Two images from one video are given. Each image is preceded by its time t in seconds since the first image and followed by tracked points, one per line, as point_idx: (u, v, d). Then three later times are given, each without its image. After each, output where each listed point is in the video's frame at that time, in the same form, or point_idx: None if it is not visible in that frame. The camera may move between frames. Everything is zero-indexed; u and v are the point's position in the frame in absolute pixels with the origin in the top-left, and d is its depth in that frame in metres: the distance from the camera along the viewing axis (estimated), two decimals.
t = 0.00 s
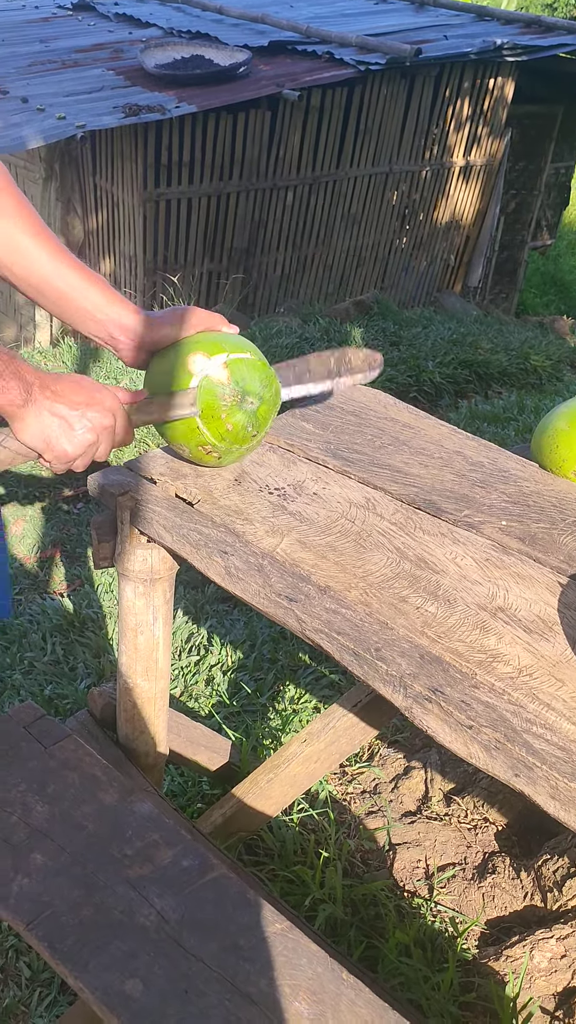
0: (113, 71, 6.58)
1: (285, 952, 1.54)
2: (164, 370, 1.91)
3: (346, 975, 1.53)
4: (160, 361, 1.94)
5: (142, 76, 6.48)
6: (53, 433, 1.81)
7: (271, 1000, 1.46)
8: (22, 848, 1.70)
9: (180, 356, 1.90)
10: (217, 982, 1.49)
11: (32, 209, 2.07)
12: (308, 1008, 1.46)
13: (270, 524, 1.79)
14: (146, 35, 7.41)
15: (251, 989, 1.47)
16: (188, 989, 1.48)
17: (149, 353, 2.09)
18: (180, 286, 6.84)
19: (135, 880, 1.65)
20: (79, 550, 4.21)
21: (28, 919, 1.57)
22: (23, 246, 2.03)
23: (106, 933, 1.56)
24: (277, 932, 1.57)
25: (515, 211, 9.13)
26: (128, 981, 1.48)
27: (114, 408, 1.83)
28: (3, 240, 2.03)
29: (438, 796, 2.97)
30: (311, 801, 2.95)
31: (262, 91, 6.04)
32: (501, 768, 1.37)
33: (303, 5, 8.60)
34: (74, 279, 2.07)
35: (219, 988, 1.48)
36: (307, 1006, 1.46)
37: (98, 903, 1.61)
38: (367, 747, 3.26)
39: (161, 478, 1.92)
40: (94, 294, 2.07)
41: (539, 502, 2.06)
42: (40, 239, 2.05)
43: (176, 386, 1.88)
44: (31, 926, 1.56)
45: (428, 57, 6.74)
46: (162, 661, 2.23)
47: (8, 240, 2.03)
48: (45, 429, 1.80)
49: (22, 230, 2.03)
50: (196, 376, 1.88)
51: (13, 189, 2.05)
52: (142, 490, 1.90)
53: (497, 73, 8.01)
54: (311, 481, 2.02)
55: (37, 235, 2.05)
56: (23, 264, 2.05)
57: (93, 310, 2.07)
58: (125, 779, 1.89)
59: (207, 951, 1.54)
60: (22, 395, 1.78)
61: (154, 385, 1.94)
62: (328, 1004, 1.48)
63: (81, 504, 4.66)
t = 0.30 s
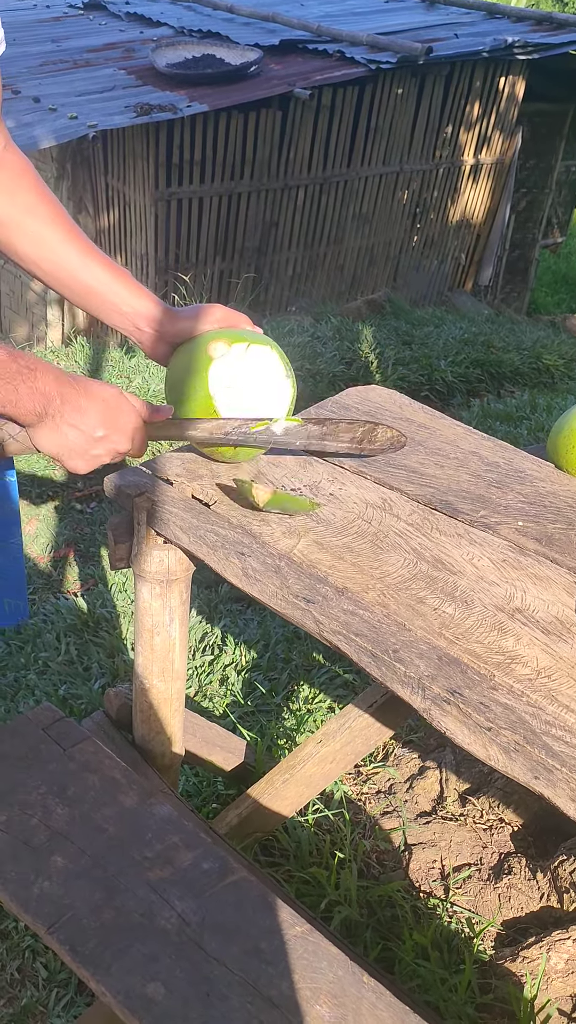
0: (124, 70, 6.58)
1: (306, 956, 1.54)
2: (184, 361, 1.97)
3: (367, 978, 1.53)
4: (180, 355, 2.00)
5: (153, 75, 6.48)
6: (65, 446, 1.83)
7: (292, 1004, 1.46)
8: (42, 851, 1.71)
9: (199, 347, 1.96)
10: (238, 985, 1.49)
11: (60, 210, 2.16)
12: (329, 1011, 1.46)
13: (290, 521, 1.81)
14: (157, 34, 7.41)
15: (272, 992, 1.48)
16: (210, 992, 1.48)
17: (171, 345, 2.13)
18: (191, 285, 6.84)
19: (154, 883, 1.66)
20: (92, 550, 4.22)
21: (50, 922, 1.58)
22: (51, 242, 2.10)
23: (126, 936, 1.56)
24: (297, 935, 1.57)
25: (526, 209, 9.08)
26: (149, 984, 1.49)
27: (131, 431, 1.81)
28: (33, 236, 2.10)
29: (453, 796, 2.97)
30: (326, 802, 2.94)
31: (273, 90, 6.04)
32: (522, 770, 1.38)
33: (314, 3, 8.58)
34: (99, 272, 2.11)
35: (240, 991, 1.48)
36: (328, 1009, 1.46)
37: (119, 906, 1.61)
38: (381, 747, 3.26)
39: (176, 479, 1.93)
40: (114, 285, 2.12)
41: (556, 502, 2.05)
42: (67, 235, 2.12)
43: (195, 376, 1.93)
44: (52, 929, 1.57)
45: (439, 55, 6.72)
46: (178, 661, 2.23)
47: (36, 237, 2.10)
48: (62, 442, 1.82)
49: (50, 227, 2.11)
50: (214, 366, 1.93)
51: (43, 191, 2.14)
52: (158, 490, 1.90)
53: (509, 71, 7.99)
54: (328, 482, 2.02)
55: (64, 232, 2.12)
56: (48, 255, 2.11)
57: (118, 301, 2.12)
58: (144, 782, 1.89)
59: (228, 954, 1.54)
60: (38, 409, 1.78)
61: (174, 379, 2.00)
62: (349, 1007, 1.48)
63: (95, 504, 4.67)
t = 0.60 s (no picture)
0: (126, 73, 6.59)
1: (306, 962, 1.54)
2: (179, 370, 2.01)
3: (367, 985, 1.53)
4: (176, 363, 2.03)
5: (155, 78, 6.48)
6: (57, 425, 1.83)
7: (292, 1010, 1.46)
8: (43, 856, 1.71)
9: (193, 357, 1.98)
10: (238, 991, 1.49)
11: (56, 219, 2.16)
12: (329, 1017, 1.46)
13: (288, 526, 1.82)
14: (159, 37, 7.43)
15: (272, 998, 1.48)
16: (209, 998, 1.48)
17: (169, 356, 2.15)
18: (194, 288, 6.84)
19: (155, 888, 1.66)
20: (94, 554, 4.23)
21: (50, 928, 1.58)
22: (47, 252, 2.11)
23: (127, 942, 1.56)
24: (297, 942, 1.57)
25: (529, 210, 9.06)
26: (149, 991, 1.49)
27: (111, 383, 1.84)
28: (29, 246, 2.10)
29: (455, 800, 2.96)
30: (327, 806, 2.94)
31: (275, 93, 6.04)
32: (523, 776, 1.37)
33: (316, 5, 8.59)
34: (97, 284, 2.13)
35: (240, 998, 1.48)
36: (328, 1015, 1.47)
37: (119, 912, 1.61)
38: (383, 751, 3.26)
39: (177, 483, 1.94)
40: (112, 295, 2.13)
41: (556, 506, 2.05)
42: (63, 246, 2.13)
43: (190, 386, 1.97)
44: (52, 935, 1.57)
45: (441, 56, 6.72)
46: (180, 666, 2.24)
47: (33, 247, 2.10)
48: (50, 423, 1.83)
49: (47, 237, 2.11)
50: (209, 376, 1.96)
51: (39, 200, 2.14)
52: (160, 496, 1.90)
53: (511, 72, 7.99)
54: (328, 487, 2.02)
55: (61, 243, 2.13)
56: (45, 265, 2.11)
57: (114, 312, 2.13)
58: (144, 787, 1.89)
59: (228, 961, 1.54)
60: (13, 396, 1.78)
61: (170, 389, 2.04)
62: (350, 1013, 1.48)
63: (97, 508, 4.68)
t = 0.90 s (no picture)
0: (125, 74, 6.60)
1: (300, 962, 1.54)
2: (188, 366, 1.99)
3: (362, 984, 1.53)
4: (186, 360, 2.01)
5: (155, 79, 6.49)
6: (65, 397, 1.88)
7: (286, 1010, 1.46)
8: (38, 856, 1.72)
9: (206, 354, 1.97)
10: (233, 991, 1.49)
11: (57, 214, 2.16)
12: (323, 1017, 1.46)
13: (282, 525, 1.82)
14: (159, 38, 7.44)
15: (266, 998, 1.48)
16: (204, 998, 1.48)
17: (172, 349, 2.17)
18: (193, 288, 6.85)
19: (150, 888, 1.66)
20: (93, 554, 4.23)
21: (45, 927, 1.59)
22: (50, 248, 2.11)
23: (122, 942, 1.57)
24: (292, 941, 1.57)
25: (528, 209, 9.07)
26: (144, 990, 1.49)
27: (109, 349, 1.89)
28: (32, 243, 2.10)
29: (453, 800, 2.97)
30: (325, 806, 2.95)
31: (274, 94, 6.04)
32: (517, 776, 1.37)
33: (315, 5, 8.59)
34: (101, 277, 2.13)
35: (235, 997, 1.48)
36: (322, 1015, 1.47)
37: (114, 911, 1.62)
38: (381, 751, 3.26)
39: (174, 484, 1.95)
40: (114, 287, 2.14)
41: (552, 505, 2.06)
42: (66, 241, 2.13)
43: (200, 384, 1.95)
44: (48, 935, 1.57)
45: (440, 56, 6.72)
46: (177, 666, 2.24)
47: (36, 244, 2.10)
48: (59, 398, 1.87)
49: (50, 233, 2.12)
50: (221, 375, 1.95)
51: (40, 197, 2.14)
52: (156, 496, 1.89)
53: (510, 72, 7.99)
54: (325, 487, 2.02)
55: (63, 238, 2.13)
56: (47, 260, 2.12)
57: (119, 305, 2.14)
58: (140, 787, 1.89)
59: (223, 961, 1.54)
60: (19, 375, 1.82)
61: (177, 385, 2.02)
62: (344, 1012, 1.48)
63: (96, 508, 4.68)
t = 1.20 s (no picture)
0: (125, 75, 6.60)
1: (298, 961, 1.54)
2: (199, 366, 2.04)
3: (359, 984, 1.53)
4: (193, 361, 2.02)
5: (154, 80, 6.50)
6: (78, 438, 1.82)
7: (284, 1010, 1.46)
8: (36, 855, 1.71)
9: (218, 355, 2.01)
10: (230, 990, 1.49)
11: (68, 211, 2.16)
12: (320, 1016, 1.46)
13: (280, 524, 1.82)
14: (159, 39, 7.45)
15: (264, 997, 1.48)
16: (201, 997, 1.48)
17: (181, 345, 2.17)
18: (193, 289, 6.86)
19: (147, 887, 1.66)
20: (93, 554, 4.24)
21: (42, 926, 1.58)
22: (60, 246, 2.11)
23: (119, 941, 1.57)
24: (290, 940, 1.57)
25: (529, 210, 9.08)
26: (141, 989, 1.49)
27: (132, 402, 1.85)
28: (43, 241, 2.11)
29: (453, 800, 2.96)
30: (324, 806, 2.95)
31: (274, 94, 6.04)
32: (514, 774, 1.37)
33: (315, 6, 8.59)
34: (112, 273, 2.13)
35: (232, 997, 1.48)
36: (319, 1014, 1.46)
37: (111, 911, 1.62)
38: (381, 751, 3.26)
39: (172, 485, 1.95)
40: (123, 284, 2.13)
41: (551, 505, 2.06)
42: (77, 238, 2.13)
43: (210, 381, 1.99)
44: (45, 934, 1.57)
45: (440, 56, 6.71)
46: (175, 666, 2.24)
47: (47, 241, 2.11)
48: (72, 437, 1.82)
49: (60, 230, 2.11)
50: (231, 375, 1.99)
51: (51, 194, 2.15)
52: (155, 495, 1.89)
53: (510, 72, 7.99)
54: (323, 488, 2.01)
55: (74, 235, 2.13)
56: (58, 257, 2.12)
57: (130, 302, 2.14)
58: (138, 786, 1.89)
59: (220, 960, 1.54)
60: (40, 404, 1.79)
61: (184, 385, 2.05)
62: (341, 1012, 1.48)
63: (96, 508, 4.68)
